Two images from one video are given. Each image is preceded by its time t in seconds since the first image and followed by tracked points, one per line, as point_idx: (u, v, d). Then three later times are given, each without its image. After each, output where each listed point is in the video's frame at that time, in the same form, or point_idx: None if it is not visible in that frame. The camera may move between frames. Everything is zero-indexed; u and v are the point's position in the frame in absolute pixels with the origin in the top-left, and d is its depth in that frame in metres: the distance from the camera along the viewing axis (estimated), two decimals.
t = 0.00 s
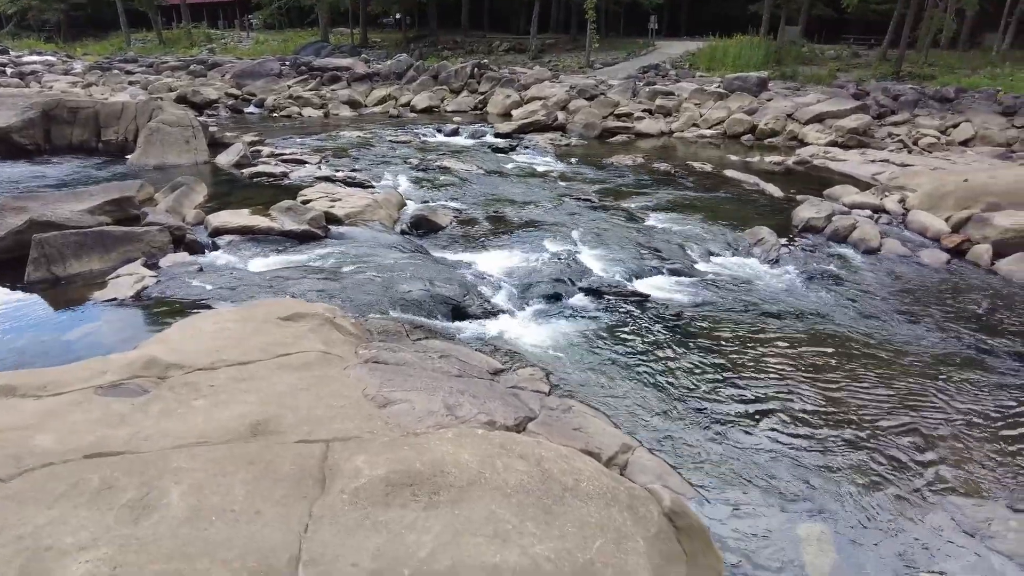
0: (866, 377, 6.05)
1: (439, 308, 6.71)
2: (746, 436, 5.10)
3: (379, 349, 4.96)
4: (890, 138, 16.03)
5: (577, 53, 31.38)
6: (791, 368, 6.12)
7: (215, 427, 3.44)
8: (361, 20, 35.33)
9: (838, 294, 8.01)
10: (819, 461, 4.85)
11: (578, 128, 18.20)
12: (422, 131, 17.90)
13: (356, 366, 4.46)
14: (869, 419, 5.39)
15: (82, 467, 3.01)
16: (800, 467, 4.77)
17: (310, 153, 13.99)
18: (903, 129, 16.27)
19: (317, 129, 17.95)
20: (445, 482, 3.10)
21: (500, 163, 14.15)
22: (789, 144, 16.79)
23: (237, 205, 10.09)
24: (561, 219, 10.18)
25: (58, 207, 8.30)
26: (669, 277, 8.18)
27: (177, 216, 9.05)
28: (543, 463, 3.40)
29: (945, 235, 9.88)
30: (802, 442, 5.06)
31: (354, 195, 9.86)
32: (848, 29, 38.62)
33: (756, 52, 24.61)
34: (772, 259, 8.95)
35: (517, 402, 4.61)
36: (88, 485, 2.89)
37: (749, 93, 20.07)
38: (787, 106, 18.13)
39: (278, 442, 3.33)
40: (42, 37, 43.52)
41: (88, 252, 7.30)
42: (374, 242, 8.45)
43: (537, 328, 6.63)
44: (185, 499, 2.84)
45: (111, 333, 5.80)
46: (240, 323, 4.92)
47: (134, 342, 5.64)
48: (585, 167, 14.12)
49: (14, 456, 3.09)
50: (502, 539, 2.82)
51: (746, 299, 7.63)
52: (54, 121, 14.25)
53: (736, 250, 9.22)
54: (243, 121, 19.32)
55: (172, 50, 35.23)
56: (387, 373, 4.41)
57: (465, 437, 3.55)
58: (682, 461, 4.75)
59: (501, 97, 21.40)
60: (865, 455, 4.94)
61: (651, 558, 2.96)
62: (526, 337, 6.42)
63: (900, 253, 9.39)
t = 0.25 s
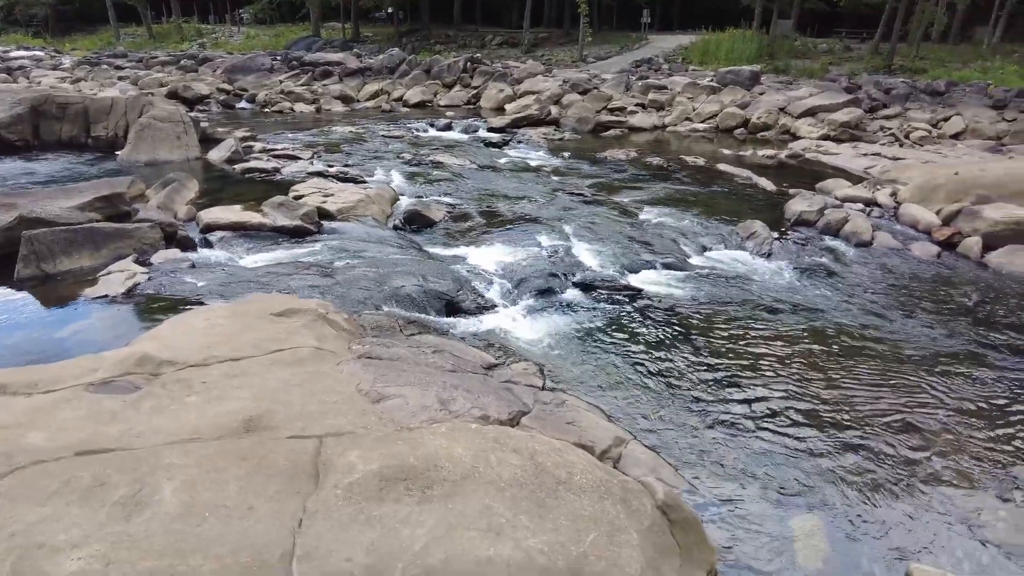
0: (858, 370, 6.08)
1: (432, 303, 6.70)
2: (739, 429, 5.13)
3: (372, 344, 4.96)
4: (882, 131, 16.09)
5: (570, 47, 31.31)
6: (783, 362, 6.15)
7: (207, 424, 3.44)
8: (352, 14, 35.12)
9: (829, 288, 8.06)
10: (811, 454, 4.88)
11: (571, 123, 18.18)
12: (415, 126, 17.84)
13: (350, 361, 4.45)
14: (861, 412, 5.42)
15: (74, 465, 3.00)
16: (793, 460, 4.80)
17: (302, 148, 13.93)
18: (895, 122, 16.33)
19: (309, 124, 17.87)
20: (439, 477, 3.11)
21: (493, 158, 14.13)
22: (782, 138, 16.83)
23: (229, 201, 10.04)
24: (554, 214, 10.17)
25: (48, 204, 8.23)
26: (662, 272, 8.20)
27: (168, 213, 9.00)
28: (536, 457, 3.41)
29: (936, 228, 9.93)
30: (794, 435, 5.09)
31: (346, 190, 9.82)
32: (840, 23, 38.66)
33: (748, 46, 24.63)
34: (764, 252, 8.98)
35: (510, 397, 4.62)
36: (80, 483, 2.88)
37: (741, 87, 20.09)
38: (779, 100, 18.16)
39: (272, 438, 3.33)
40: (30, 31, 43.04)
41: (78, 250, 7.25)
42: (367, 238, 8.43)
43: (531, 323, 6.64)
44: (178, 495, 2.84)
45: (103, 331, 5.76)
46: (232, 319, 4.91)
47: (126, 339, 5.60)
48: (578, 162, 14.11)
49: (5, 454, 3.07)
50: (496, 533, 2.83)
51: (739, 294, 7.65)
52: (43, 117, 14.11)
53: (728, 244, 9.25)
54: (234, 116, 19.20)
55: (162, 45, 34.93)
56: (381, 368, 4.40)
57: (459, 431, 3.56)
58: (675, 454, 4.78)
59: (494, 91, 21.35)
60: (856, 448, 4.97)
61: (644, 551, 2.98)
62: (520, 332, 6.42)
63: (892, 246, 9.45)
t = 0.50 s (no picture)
0: (850, 364, 6.11)
1: (426, 299, 6.70)
2: (732, 422, 5.15)
3: (365, 341, 4.95)
4: (873, 125, 16.16)
5: (562, 42, 31.25)
6: (776, 356, 6.18)
7: (200, 420, 3.43)
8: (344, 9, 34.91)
9: (821, 281, 8.10)
10: (803, 447, 4.90)
11: (563, 118, 18.16)
12: (407, 122, 17.78)
13: (343, 358, 4.45)
14: (853, 405, 5.45)
15: (66, 463, 2.99)
16: (787, 454, 4.82)
17: (294, 144, 13.87)
18: (886, 117, 16.40)
19: (301, 120, 17.78)
20: (433, 472, 3.12)
21: (486, 153, 14.10)
22: (774, 132, 16.88)
23: (220, 197, 9.99)
24: (547, 209, 10.17)
25: (37, 201, 8.16)
26: (655, 266, 8.22)
27: (159, 209, 8.95)
28: (530, 451, 3.42)
29: (927, 222, 9.99)
30: (787, 428, 5.12)
31: (339, 186, 9.79)
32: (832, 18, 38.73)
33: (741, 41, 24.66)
34: (756, 247, 9.02)
35: (504, 392, 4.63)
36: (72, 481, 2.87)
37: (733, 81, 20.12)
38: (771, 95, 18.20)
39: (265, 435, 3.32)
40: (17, 27, 42.53)
41: (68, 247, 7.20)
42: (360, 234, 8.40)
43: (524, 318, 6.64)
44: (171, 493, 2.83)
45: (93, 328, 5.73)
46: (224, 316, 4.88)
47: (117, 336, 5.58)
48: (571, 157, 14.10)
49: None
50: (490, 527, 2.84)
51: (732, 288, 7.68)
52: (31, 114, 13.98)
53: (721, 239, 9.29)
54: (225, 112, 19.07)
55: (151, 40, 34.62)
56: (374, 364, 4.40)
57: (452, 426, 3.56)
58: (669, 448, 4.80)
59: (487, 86, 21.30)
60: (848, 441, 5.01)
61: (638, 544, 3.00)
62: (514, 328, 6.42)
63: (883, 240, 9.50)
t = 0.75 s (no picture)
0: (842, 358, 6.15)
1: (419, 295, 6.69)
2: (725, 416, 5.18)
3: (358, 337, 4.94)
4: (865, 120, 16.22)
5: (554, 37, 31.18)
6: (768, 350, 6.21)
7: (193, 418, 3.42)
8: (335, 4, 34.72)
9: (813, 275, 8.14)
10: (795, 441, 4.93)
11: (556, 113, 18.14)
12: (399, 118, 17.72)
13: (336, 355, 4.44)
14: (845, 399, 5.49)
15: (58, 463, 2.97)
16: (780, 447, 4.85)
17: (285, 141, 13.80)
18: (877, 111, 16.46)
19: (293, 116, 17.69)
20: (427, 468, 3.12)
21: (479, 149, 14.08)
22: (766, 127, 16.92)
23: (212, 194, 9.93)
24: (540, 204, 10.17)
25: (26, 198, 8.08)
26: (647, 261, 8.24)
27: (150, 207, 8.89)
28: (524, 447, 3.42)
29: (917, 216, 10.05)
30: (779, 422, 5.15)
31: (331, 182, 9.75)
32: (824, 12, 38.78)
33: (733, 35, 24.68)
34: (749, 241, 9.05)
35: (498, 388, 4.64)
36: (64, 481, 2.86)
37: (725, 76, 20.15)
38: (763, 90, 18.24)
39: (258, 432, 3.32)
40: (4, 23, 42.06)
41: (58, 245, 7.14)
42: (353, 230, 8.38)
43: (518, 314, 6.65)
44: (164, 491, 2.83)
45: (85, 327, 5.69)
46: (216, 314, 4.86)
47: (109, 335, 5.55)
48: (564, 153, 14.09)
49: None
50: (484, 522, 2.84)
51: (725, 283, 7.71)
52: (19, 111, 13.84)
53: (713, 234, 9.31)
54: (216, 109, 18.94)
55: (141, 36, 34.32)
56: (368, 361, 4.39)
57: (446, 423, 3.56)
58: (662, 442, 4.82)
59: (479, 82, 21.25)
60: (839, 434, 5.04)
61: (631, 538, 3.02)
62: (507, 324, 6.43)
63: (875, 234, 9.55)
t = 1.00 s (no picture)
0: (834, 353, 6.18)
1: (412, 292, 6.68)
2: (718, 412, 5.20)
3: (351, 334, 4.94)
4: (856, 115, 16.29)
5: (546, 32, 31.12)
6: (761, 345, 6.23)
7: (185, 416, 3.41)
8: None
9: (804, 270, 8.18)
10: (788, 436, 4.96)
11: (548, 109, 18.12)
12: (391, 113, 17.66)
13: (329, 352, 4.43)
14: (837, 394, 5.51)
15: (49, 461, 2.96)
16: (772, 442, 4.87)
17: (277, 137, 13.74)
18: (868, 107, 16.54)
19: (284, 112, 17.60)
20: (420, 464, 3.12)
21: (471, 145, 14.06)
22: (757, 122, 16.97)
23: (203, 191, 9.88)
24: (532, 200, 10.17)
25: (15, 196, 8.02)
26: (640, 257, 8.25)
27: (141, 204, 8.84)
28: (517, 442, 3.42)
29: (907, 211, 10.11)
30: (771, 417, 5.17)
31: (323, 179, 9.72)
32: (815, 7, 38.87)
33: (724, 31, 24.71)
34: (741, 236, 9.09)
35: (491, 383, 4.64)
36: (56, 479, 2.84)
37: (717, 71, 20.18)
38: (755, 85, 18.29)
39: (251, 430, 3.31)
40: None
41: (48, 243, 7.10)
42: (345, 227, 8.35)
43: (512, 310, 6.65)
44: (157, 489, 2.82)
45: (74, 325, 5.65)
46: (207, 311, 4.84)
47: (99, 333, 5.51)
48: (556, 148, 14.10)
49: None
50: (477, 517, 2.85)
51: (717, 278, 7.73)
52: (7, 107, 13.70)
53: (705, 229, 9.35)
54: (206, 105, 18.82)
55: (129, 32, 34.02)
56: (361, 358, 4.38)
57: (440, 419, 3.57)
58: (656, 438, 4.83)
59: (471, 77, 21.20)
60: (831, 428, 5.07)
61: (624, 531, 3.03)
62: (500, 320, 6.42)
63: (865, 229, 9.61)
